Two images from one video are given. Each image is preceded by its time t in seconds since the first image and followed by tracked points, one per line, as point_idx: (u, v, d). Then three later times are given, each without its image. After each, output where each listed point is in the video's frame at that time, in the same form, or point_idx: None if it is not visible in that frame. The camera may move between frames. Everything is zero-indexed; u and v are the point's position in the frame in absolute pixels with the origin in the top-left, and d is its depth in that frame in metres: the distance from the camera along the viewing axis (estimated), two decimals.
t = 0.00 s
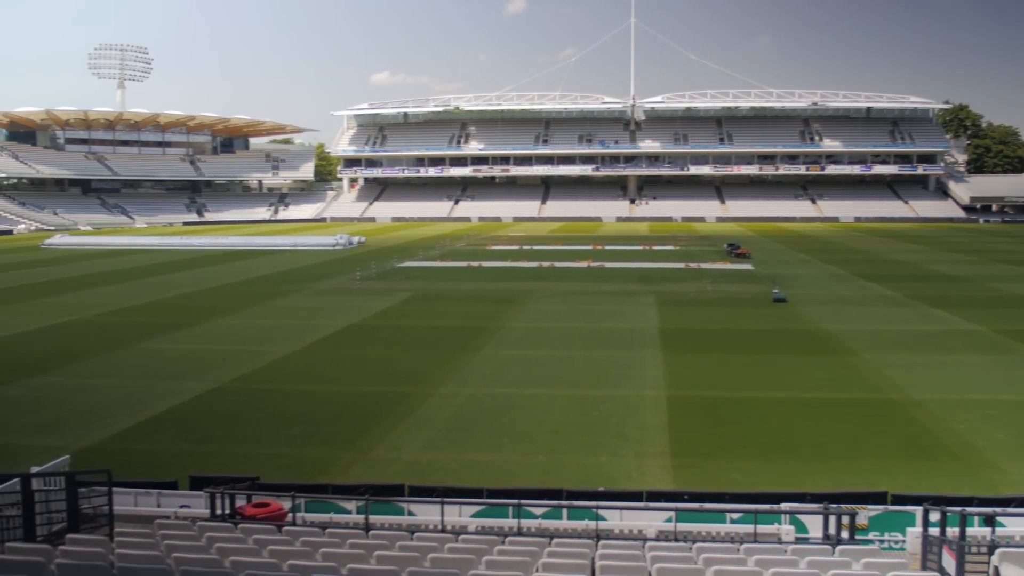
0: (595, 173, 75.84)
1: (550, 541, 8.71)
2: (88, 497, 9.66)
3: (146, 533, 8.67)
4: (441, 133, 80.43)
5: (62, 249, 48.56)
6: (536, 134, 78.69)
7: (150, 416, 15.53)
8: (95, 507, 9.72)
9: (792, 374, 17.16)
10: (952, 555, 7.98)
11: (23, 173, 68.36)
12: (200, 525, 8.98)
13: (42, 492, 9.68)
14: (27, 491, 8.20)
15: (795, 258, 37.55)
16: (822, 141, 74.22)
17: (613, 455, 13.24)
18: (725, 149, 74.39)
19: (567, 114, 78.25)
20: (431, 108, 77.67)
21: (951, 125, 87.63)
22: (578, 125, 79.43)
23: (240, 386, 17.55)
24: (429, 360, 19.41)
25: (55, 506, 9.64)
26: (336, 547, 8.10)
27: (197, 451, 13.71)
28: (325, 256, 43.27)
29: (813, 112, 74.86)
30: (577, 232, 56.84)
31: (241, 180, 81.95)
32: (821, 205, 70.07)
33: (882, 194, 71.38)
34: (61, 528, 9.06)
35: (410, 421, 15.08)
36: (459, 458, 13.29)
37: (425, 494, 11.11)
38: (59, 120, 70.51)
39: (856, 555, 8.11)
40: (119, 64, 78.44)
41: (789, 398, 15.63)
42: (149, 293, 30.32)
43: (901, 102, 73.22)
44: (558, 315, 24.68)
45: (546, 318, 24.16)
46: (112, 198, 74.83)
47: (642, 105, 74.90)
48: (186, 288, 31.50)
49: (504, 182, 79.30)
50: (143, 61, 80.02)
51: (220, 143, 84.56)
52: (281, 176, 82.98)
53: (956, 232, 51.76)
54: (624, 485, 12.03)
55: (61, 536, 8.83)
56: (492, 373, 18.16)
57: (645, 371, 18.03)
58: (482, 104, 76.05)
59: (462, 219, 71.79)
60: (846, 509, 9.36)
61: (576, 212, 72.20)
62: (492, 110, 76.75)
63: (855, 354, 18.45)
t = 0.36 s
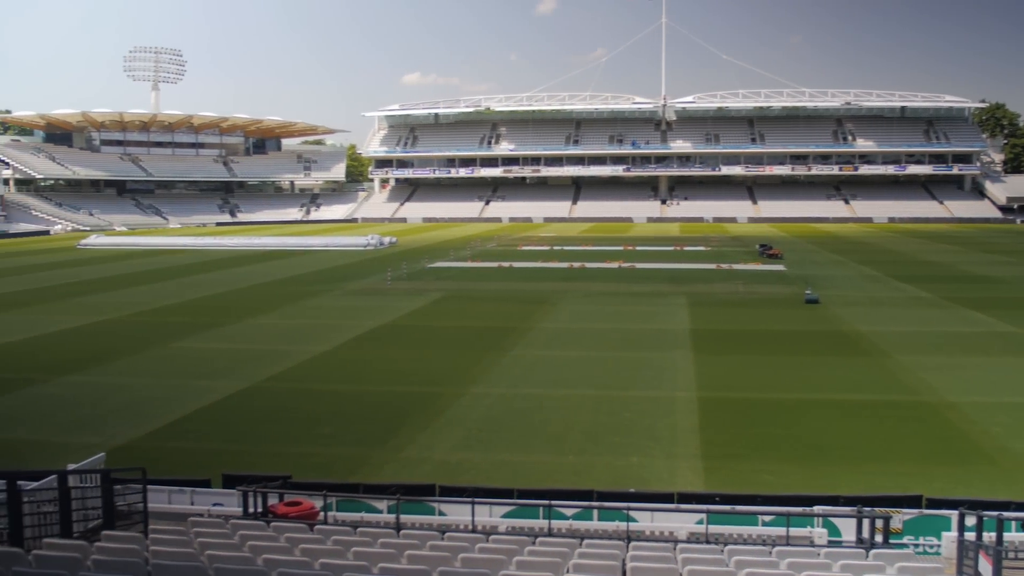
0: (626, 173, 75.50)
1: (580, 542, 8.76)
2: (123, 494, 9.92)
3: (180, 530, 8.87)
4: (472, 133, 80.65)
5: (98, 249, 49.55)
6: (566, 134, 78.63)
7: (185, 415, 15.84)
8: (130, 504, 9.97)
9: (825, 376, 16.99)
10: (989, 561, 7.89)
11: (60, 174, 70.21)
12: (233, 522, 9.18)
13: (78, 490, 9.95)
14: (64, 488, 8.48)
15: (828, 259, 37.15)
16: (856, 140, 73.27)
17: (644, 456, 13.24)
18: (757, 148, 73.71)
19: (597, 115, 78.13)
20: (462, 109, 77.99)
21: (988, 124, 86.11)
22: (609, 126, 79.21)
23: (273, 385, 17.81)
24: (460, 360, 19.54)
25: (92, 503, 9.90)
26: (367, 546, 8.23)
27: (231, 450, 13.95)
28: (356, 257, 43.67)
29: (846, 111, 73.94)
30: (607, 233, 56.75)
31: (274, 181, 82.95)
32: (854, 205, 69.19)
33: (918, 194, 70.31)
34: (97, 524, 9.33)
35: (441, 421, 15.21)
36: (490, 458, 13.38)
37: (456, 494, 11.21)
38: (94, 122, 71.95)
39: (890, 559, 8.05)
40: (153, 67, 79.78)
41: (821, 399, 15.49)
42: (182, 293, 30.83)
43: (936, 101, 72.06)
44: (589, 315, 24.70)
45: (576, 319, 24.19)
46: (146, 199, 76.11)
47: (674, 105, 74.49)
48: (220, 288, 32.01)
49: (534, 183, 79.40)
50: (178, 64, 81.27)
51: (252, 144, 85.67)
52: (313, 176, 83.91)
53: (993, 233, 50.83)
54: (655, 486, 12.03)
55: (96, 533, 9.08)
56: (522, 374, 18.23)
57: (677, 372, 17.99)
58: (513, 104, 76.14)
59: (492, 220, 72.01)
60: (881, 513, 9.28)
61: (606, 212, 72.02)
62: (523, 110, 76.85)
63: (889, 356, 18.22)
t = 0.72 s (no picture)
0: (656, 173, 74.74)
1: (607, 544, 8.79)
2: (155, 492, 10.16)
3: (212, 528, 9.04)
4: (501, 134, 80.81)
5: (131, 249, 50.47)
6: (595, 135, 78.52)
7: (218, 414, 16.11)
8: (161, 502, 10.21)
9: (857, 378, 16.83)
10: None
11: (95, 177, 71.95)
12: (265, 521, 9.34)
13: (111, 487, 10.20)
14: (97, 485, 8.72)
15: (861, 260, 36.70)
16: (888, 140, 72.29)
17: (673, 458, 13.21)
18: (788, 148, 73.03)
19: (626, 115, 77.91)
20: (491, 110, 78.20)
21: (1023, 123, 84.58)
22: (638, 126, 78.96)
23: (303, 385, 18.03)
24: (489, 361, 19.62)
25: (125, 501, 10.13)
26: (396, 545, 8.32)
27: (262, 449, 14.17)
28: (385, 257, 44.01)
29: (878, 111, 73.00)
30: (636, 233, 56.62)
31: (304, 181, 83.82)
32: (886, 205, 68.28)
33: (952, 195, 69.23)
34: (129, 521, 9.57)
35: (469, 422, 15.30)
36: (518, 459, 13.44)
37: (484, 494, 11.29)
38: (128, 124, 73.21)
39: (923, 564, 7.96)
40: (185, 68, 80.97)
41: (853, 402, 15.35)
42: (213, 292, 31.30)
43: (971, 101, 70.92)
44: (618, 316, 24.67)
45: (605, 319, 24.19)
46: (178, 199, 77.30)
47: (703, 105, 74.04)
48: (252, 288, 32.46)
49: (563, 183, 79.44)
50: (209, 66, 82.41)
51: (282, 145, 86.63)
52: (343, 177, 84.72)
53: None
54: (684, 488, 12.00)
55: (128, 530, 9.32)
56: (551, 374, 18.27)
57: (706, 373, 17.92)
58: (542, 105, 76.14)
59: (521, 220, 72.14)
60: (913, 516, 9.19)
61: (635, 213, 71.79)
62: (552, 110, 76.91)
63: (921, 358, 17.99)
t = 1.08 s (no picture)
0: (691, 174, 74.53)
1: (640, 545, 8.83)
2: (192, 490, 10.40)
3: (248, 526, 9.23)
4: (535, 134, 80.82)
5: (170, 249, 51.47)
6: (630, 135, 78.28)
7: (256, 412, 16.41)
8: (197, 500, 10.43)
9: (895, 380, 16.62)
10: None
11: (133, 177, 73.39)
12: (299, 519, 9.53)
13: (149, 485, 10.45)
14: (134, 483, 8.95)
15: (900, 261, 36.11)
16: (927, 139, 71.00)
17: (708, 460, 13.18)
18: (825, 148, 72.08)
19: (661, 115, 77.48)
20: (525, 110, 78.27)
21: None
22: (673, 126, 78.49)
23: (340, 384, 18.28)
24: (523, 361, 19.71)
25: (163, 498, 10.39)
26: (430, 545, 8.44)
27: (299, 447, 14.40)
28: (418, 257, 44.36)
29: (917, 110, 71.75)
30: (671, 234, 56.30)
31: (339, 181, 84.71)
32: (926, 205, 67.07)
33: (994, 195, 67.81)
34: (166, 518, 9.79)
35: (503, 422, 15.41)
36: (552, 459, 13.51)
37: (518, 495, 11.38)
38: (166, 125, 74.59)
39: (963, 569, 7.86)
40: (222, 70, 82.27)
41: (892, 404, 15.17)
42: (249, 292, 31.82)
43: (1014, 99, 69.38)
44: (652, 317, 24.60)
45: (639, 320, 24.15)
46: (215, 199, 78.61)
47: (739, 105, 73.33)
48: (288, 288, 32.95)
49: (598, 184, 79.36)
50: (245, 67, 83.63)
51: (318, 146, 87.64)
52: (378, 177, 85.49)
53: None
54: (718, 490, 11.98)
55: (165, 527, 9.55)
56: (584, 375, 18.30)
57: (741, 374, 17.81)
58: (576, 105, 76.09)
59: (555, 220, 72.16)
60: (951, 521, 9.10)
61: (669, 213, 71.38)
62: (587, 110, 76.84)
63: (961, 360, 17.71)
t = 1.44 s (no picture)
0: (730, 174, 73.97)
1: (679, 547, 8.86)
2: (232, 487, 10.66)
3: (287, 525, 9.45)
4: (573, 135, 80.79)
5: (211, 249, 52.53)
6: (669, 135, 77.88)
7: (297, 411, 16.76)
8: (238, 497, 10.69)
9: (939, 383, 16.36)
10: None
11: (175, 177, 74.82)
12: (337, 518, 9.73)
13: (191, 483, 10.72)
14: (176, 480, 9.20)
15: (945, 262, 35.43)
16: (972, 138, 69.50)
17: (747, 462, 13.15)
18: (867, 148, 70.95)
19: (700, 115, 76.92)
20: (563, 110, 78.19)
21: None
22: (712, 126, 77.90)
23: (379, 384, 18.54)
24: (561, 361, 19.80)
25: (203, 495, 10.67)
26: (468, 545, 8.59)
27: (339, 446, 14.68)
28: (456, 257, 44.67)
29: (960, 109, 70.34)
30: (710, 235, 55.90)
31: (378, 182, 85.64)
32: (970, 206, 65.69)
33: None
34: (207, 515, 10.07)
35: (541, 422, 15.52)
36: (590, 460, 13.59)
37: (555, 496, 11.48)
38: (207, 126, 75.98)
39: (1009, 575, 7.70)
40: (263, 72, 83.68)
41: (934, 407, 14.96)
42: (289, 292, 32.37)
43: None
44: (691, 318, 24.50)
45: (678, 321, 24.08)
46: (256, 200, 79.97)
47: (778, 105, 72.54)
48: (328, 287, 33.46)
49: (636, 184, 79.14)
50: (285, 69, 84.90)
51: (357, 147, 88.65)
52: (416, 178, 86.26)
53: None
54: (757, 493, 11.93)
55: (206, 524, 9.80)
56: (623, 376, 18.34)
57: (780, 376, 17.69)
58: (614, 105, 75.89)
59: (593, 220, 72.11)
60: (995, 526, 8.98)
61: (708, 214, 70.86)
62: (625, 111, 76.61)
63: (1007, 363, 17.37)
